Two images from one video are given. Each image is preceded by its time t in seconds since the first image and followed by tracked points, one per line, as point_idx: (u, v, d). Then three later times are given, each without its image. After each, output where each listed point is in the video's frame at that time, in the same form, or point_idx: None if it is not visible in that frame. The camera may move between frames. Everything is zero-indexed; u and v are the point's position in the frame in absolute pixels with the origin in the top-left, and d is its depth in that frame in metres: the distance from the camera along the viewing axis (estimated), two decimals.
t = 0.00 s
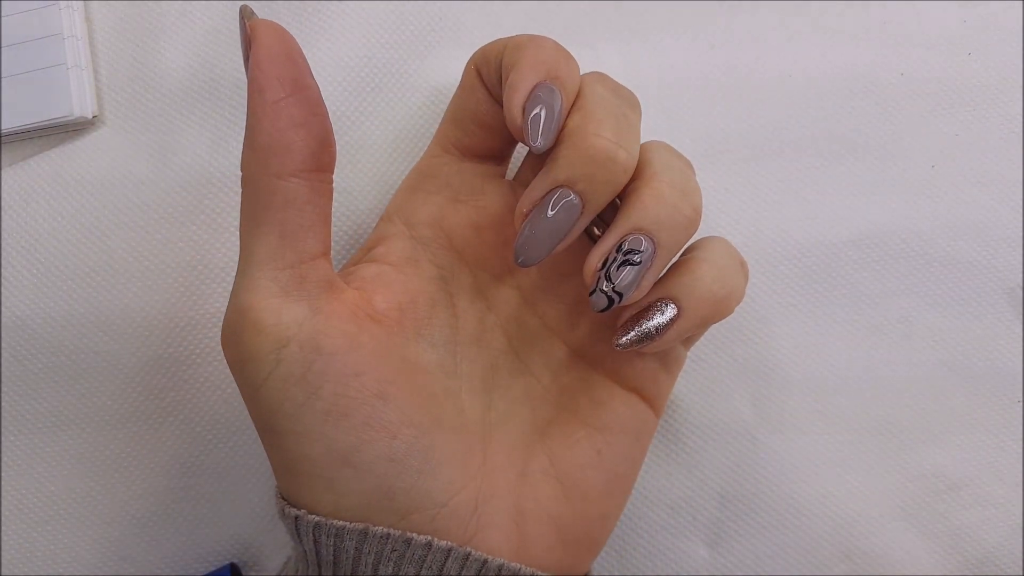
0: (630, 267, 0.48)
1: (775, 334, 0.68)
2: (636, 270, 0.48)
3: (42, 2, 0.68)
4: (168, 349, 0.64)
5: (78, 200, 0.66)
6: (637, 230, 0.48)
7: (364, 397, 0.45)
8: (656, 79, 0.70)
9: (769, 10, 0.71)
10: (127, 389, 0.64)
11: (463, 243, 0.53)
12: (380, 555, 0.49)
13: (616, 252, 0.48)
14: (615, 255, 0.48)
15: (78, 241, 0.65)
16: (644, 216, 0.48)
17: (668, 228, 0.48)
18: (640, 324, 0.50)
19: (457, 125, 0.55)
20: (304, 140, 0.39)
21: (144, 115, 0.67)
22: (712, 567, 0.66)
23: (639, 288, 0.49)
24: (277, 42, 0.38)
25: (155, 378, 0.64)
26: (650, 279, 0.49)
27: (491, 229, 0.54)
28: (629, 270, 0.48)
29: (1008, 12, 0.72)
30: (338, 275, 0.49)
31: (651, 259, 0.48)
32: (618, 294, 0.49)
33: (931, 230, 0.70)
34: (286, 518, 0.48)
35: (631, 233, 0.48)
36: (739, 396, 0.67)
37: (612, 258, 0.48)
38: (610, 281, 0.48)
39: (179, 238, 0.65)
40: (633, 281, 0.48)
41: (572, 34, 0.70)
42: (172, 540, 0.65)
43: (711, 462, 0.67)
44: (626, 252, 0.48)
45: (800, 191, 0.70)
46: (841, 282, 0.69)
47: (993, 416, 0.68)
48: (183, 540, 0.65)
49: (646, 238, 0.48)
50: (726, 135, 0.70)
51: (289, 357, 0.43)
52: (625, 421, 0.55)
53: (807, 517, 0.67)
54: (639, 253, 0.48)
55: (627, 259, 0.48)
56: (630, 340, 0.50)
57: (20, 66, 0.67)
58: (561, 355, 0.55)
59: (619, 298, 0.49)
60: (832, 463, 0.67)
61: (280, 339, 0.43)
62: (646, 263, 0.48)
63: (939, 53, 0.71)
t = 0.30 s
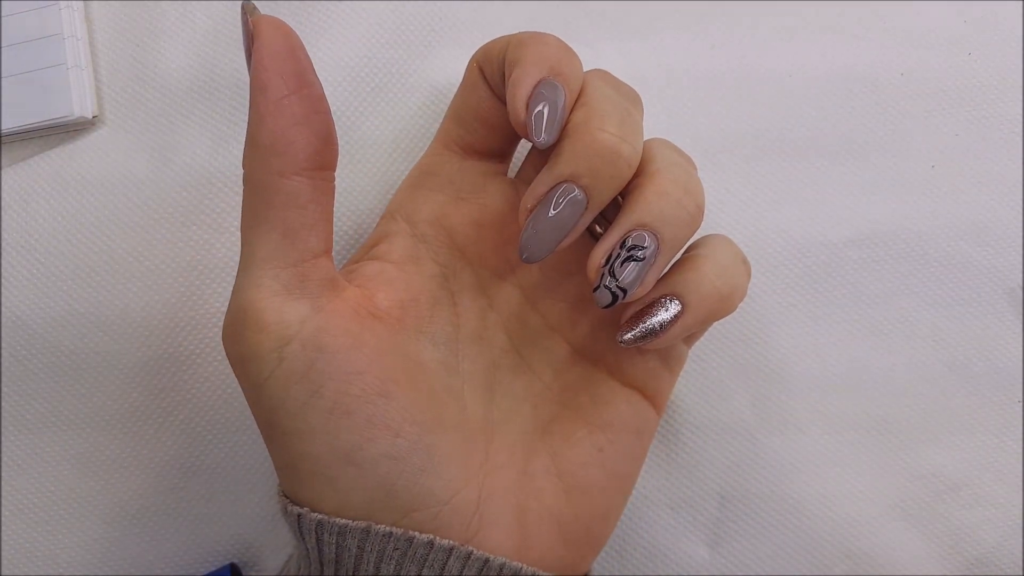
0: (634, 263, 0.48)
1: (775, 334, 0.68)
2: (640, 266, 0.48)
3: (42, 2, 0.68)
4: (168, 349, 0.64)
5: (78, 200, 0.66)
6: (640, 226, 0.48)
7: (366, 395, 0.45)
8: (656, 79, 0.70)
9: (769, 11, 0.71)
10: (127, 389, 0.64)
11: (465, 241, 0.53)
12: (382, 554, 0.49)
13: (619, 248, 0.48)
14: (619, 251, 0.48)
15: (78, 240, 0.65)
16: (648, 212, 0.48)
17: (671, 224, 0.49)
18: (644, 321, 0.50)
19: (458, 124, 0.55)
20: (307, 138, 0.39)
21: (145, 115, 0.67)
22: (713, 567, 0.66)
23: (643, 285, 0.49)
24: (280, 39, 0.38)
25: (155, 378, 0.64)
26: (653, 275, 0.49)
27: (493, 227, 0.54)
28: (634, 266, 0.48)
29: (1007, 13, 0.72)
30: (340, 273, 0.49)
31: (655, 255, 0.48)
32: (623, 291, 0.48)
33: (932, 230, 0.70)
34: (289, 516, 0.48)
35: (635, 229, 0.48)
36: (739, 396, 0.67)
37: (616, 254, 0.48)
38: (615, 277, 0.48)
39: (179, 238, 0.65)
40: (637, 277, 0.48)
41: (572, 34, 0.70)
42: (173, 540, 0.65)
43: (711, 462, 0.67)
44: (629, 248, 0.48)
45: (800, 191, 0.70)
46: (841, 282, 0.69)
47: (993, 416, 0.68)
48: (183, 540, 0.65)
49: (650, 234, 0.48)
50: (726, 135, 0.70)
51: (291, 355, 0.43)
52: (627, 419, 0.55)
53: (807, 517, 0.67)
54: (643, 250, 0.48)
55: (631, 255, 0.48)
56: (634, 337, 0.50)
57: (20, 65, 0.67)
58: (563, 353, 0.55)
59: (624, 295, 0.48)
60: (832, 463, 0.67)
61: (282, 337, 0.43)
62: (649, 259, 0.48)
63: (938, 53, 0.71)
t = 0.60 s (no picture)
0: (634, 262, 0.48)
1: (775, 334, 0.68)
2: (640, 265, 0.48)
3: (42, 2, 0.68)
4: (168, 349, 0.64)
5: (78, 200, 0.66)
6: (641, 226, 0.48)
7: (367, 395, 0.45)
8: (656, 79, 0.70)
9: (769, 11, 0.71)
10: (127, 390, 0.64)
11: (466, 240, 0.53)
12: (383, 554, 0.49)
13: (620, 248, 0.48)
14: (619, 250, 0.48)
15: (78, 240, 0.65)
16: (648, 211, 0.48)
17: (671, 223, 0.48)
18: (644, 320, 0.50)
19: (459, 123, 0.55)
20: (309, 138, 0.39)
21: (144, 115, 0.67)
22: (713, 567, 0.66)
23: (644, 284, 0.49)
24: (282, 39, 0.38)
25: (155, 378, 0.64)
26: (654, 274, 0.49)
27: (493, 226, 0.54)
28: (634, 265, 0.48)
29: (1008, 12, 0.72)
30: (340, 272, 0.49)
31: (655, 255, 0.48)
32: (623, 290, 0.48)
33: (932, 230, 0.70)
34: (289, 516, 0.48)
35: (635, 229, 0.48)
36: (739, 396, 0.67)
37: (616, 253, 0.48)
38: (615, 276, 0.48)
39: (179, 238, 0.65)
40: (637, 277, 0.48)
41: (572, 34, 0.70)
42: (173, 540, 0.65)
43: (711, 462, 0.67)
44: (630, 247, 0.48)
45: (799, 191, 0.70)
46: (841, 282, 0.69)
47: (993, 416, 0.68)
48: (183, 540, 0.65)
49: (650, 234, 0.48)
50: (726, 135, 0.70)
51: (292, 355, 0.43)
52: (627, 417, 0.55)
53: (807, 517, 0.67)
54: (643, 249, 0.48)
55: (631, 254, 0.48)
56: (634, 336, 0.50)
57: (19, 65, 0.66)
58: (563, 353, 0.55)
59: (624, 294, 0.48)
60: (832, 463, 0.67)
61: (282, 337, 0.43)
62: (650, 259, 0.48)
63: (939, 53, 0.71)
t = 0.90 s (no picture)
0: (635, 261, 0.48)
1: (776, 334, 0.68)
2: (641, 264, 0.48)
3: (43, 2, 0.68)
4: (169, 348, 0.64)
5: (78, 200, 0.66)
6: (642, 225, 0.48)
7: (368, 394, 0.45)
8: (656, 79, 0.70)
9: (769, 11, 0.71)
10: (127, 389, 0.64)
11: (467, 239, 0.53)
12: (384, 553, 0.48)
13: (621, 247, 0.48)
14: (620, 249, 0.48)
15: (78, 240, 0.65)
16: (650, 210, 0.48)
17: (673, 222, 0.48)
18: (645, 320, 0.50)
19: (460, 122, 0.55)
20: (311, 137, 0.39)
21: (145, 115, 0.67)
22: (713, 567, 0.66)
23: (645, 283, 0.49)
24: (285, 37, 0.38)
25: (155, 377, 0.64)
26: (655, 273, 0.49)
27: (494, 224, 0.54)
28: (635, 264, 0.48)
29: (1007, 12, 0.73)
30: (341, 271, 0.49)
31: (657, 253, 0.48)
32: (624, 289, 0.48)
33: (932, 230, 0.70)
34: (290, 515, 0.48)
35: (637, 228, 0.48)
36: (739, 396, 0.67)
37: (618, 252, 0.48)
38: (616, 275, 0.48)
39: (180, 238, 0.65)
40: (638, 276, 0.48)
41: (572, 33, 0.70)
42: (173, 540, 0.65)
43: (711, 462, 0.67)
44: (631, 246, 0.48)
45: (799, 191, 0.70)
46: (841, 282, 0.69)
47: (993, 416, 0.68)
48: (183, 540, 0.65)
49: (652, 233, 0.48)
50: (726, 135, 0.70)
51: (294, 353, 0.43)
52: (627, 416, 0.55)
53: (808, 517, 0.66)
54: (644, 248, 0.48)
55: (632, 253, 0.48)
56: (635, 335, 0.50)
57: (21, 65, 0.67)
58: (564, 352, 0.55)
59: (625, 293, 0.48)
60: (832, 463, 0.67)
61: (284, 336, 0.43)
62: (651, 258, 0.48)
63: (938, 53, 0.72)
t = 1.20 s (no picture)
0: (635, 260, 0.48)
1: (776, 334, 0.68)
2: (641, 264, 0.48)
3: (43, 2, 0.68)
4: (168, 348, 0.64)
5: (78, 200, 0.66)
6: (642, 224, 0.48)
7: (368, 393, 0.45)
8: (656, 79, 0.70)
9: (768, 11, 0.71)
10: (127, 389, 0.64)
11: (467, 238, 0.53)
12: (384, 553, 0.48)
13: (620, 246, 0.48)
14: (620, 249, 0.48)
15: (78, 240, 0.65)
16: (649, 209, 0.48)
17: (672, 221, 0.48)
18: (645, 319, 0.50)
19: (459, 121, 0.55)
20: (310, 137, 0.39)
21: (145, 114, 0.67)
22: (713, 567, 0.66)
23: (644, 283, 0.49)
24: (284, 37, 0.38)
25: (155, 377, 0.64)
26: (654, 272, 0.49)
27: (494, 224, 0.54)
28: (634, 264, 0.48)
29: (1007, 13, 0.73)
30: (341, 270, 0.49)
31: (656, 253, 0.48)
32: (624, 288, 0.48)
33: (932, 230, 0.70)
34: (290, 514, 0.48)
35: (636, 227, 0.48)
36: (739, 396, 0.67)
37: (617, 251, 0.48)
38: (615, 275, 0.48)
39: (180, 238, 0.65)
40: (638, 275, 0.48)
41: (572, 33, 0.70)
42: (173, 540, 0.65)
43: (710, 462, 0.67)
44: (631, 245, 0.48)
45: (799, 191, 0.70)
46: (841, 282, 0.69)
47: (993, 416, 0.68)
48: (184, 540, 0.65)
49: (651, 232, 0.48)
50: (726, 135, 0.70)
51: (293, 353, 0.43)
52: (627, 415, 0.55)
53: (807, 516, 0.66)
54: (644, 247, 0.48)
55: (632, 253, 0.48)
56: (635, 335, 0.50)
57: (21, 65, 0.67)
58: (564, 351, 0.55)
59: (625, 292, 0.48)
60: (832, 463, 0.67)
61: (283, 336, 0.43)
62: (650, 257, 0.48)
63: (938, 53, 0.72)
